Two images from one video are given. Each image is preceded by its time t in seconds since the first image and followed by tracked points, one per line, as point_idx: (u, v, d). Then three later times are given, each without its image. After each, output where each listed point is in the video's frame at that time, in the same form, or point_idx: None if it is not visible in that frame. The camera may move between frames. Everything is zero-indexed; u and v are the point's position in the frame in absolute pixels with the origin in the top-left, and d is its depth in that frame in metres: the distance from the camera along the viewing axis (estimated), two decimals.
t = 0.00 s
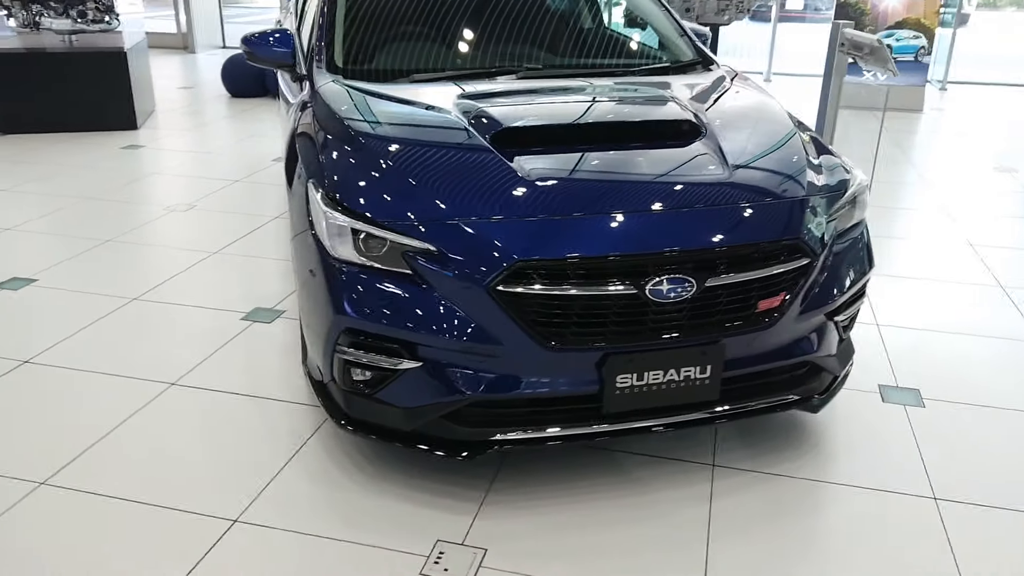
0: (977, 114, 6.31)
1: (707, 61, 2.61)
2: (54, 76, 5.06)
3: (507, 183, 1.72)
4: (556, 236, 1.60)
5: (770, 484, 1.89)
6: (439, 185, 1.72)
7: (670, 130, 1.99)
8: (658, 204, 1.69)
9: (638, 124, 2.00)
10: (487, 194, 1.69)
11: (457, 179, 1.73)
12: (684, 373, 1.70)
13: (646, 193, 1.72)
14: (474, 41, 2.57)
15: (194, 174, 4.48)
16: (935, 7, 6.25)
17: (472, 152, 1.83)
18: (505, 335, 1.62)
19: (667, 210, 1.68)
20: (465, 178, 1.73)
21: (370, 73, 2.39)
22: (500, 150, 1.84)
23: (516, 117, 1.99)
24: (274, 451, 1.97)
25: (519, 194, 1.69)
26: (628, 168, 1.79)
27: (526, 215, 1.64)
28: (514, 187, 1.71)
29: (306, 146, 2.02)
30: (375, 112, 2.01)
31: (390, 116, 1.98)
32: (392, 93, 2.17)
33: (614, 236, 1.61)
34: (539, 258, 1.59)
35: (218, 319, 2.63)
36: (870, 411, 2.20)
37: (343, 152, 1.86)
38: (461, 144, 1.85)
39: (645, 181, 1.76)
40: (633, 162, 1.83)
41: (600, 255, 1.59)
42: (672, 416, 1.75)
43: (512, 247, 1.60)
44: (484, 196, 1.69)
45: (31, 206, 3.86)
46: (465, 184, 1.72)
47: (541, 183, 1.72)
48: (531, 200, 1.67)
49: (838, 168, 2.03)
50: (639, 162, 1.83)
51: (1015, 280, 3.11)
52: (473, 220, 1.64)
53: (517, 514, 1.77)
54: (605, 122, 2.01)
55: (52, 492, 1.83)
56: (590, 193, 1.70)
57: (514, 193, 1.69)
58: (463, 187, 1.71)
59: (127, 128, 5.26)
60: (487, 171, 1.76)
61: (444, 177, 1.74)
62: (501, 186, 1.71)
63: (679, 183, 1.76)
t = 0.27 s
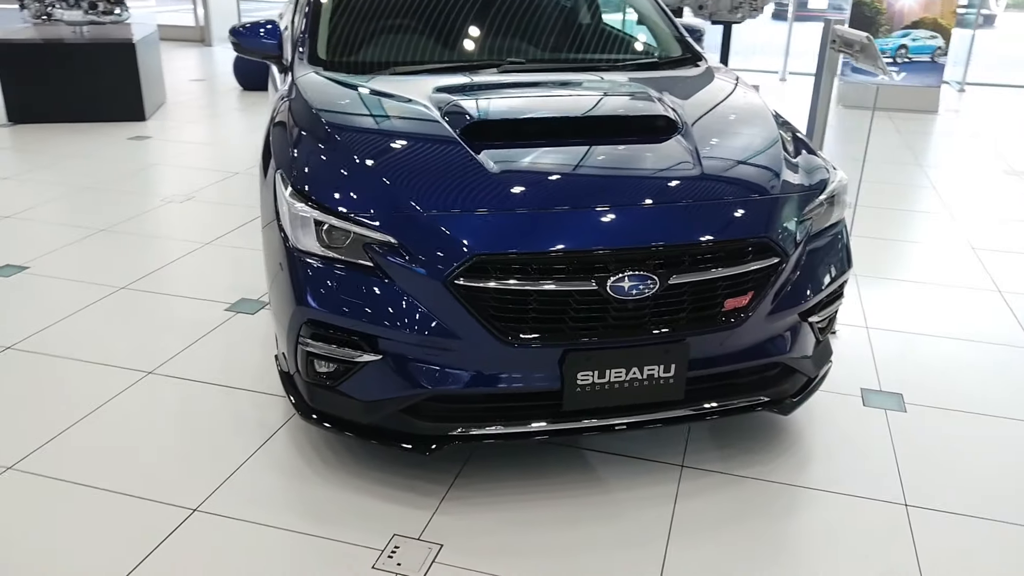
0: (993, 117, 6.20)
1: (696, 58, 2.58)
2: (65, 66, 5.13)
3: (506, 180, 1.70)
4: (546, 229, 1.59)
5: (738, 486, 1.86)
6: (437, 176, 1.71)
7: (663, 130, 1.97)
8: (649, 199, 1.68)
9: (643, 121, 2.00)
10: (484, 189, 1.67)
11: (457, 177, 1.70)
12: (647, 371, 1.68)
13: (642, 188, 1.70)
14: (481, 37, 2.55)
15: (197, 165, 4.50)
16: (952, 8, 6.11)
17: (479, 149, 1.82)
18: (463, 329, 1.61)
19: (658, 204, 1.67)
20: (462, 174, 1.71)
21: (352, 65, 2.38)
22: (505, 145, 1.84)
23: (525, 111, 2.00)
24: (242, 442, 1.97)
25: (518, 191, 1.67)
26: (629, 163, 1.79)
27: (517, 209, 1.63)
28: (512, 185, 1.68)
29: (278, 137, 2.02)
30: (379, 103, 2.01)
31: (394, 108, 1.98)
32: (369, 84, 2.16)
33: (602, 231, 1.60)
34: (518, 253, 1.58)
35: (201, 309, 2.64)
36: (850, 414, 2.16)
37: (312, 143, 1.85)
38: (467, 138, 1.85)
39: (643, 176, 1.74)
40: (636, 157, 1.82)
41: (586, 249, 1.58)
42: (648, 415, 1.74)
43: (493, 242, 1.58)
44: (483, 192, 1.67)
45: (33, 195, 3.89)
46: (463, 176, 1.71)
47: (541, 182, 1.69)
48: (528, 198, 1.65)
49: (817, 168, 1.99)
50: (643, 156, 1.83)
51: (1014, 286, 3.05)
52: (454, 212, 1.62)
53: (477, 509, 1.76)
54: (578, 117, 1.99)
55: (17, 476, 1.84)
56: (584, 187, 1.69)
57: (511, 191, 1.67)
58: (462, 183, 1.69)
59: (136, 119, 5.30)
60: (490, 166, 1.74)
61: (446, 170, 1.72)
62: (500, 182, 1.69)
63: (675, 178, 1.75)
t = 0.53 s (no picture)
0: (1009, 123, 6.13)
1: (684, 58, 2.57)
2: (80, 61, 5.23)
3: (506, 179, 1.70)
4: (538, 226, 1.60)
5: (705, 490, 1.84)
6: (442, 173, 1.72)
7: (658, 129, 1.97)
8: (637, 199, 1.68)
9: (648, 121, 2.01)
10: (485, 186, 1.68)
11: (462, 176, 1.71)
12: (610, 373, 1.67)
13: (637, 187, 1.71)
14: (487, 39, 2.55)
15: (203, 160, 4.55)
16: (970, 12, 6.14)
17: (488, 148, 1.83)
18: (423, 327, 1.61)
19: (644, 204, 1.67)
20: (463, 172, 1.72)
21: (339, 61, 2.40)
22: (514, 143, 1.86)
23: (537, 112, 2.04)
24: (214, 435, 1.98)
25: (515, 191, 1.67)
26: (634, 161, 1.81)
27: (512, 207, 1.64)
28: (512, 185, 1.69)
29: (253, 132, 2.03)
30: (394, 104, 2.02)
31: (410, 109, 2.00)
32: (348, 82, 2.18)
33: (589, 230, 1.60)
34: (497, 251, 1.58)
35: (189, 302, 2.66)
36: (828, 420, 2.13)
37: (285, 140, 1.86)
38: (478, 137, 1.88)
39: (643, 176, 1.75)
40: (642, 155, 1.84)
41: (584, 247, 1.58)
42: (627, 415, 1.75)
43: (479, 239, 1.58)
44: (484, 190, 1.67)
45: (39, 187, 3.95)
46: (464, 173, 1.72)
47: (542, 181, 1.70)
48: (526, 196, 1.66)
49: (795, 170, 1.97)
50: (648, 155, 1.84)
51: (1011, 293, 3.01)
52: (439, 210, 1.63)
53: (439, 507, 1.76)
54: (552, 118, 2.00)
55: None
56: (582, 186, 1.70)
57: (511, 190, 1.68)
58: (462, 181, 1.69)
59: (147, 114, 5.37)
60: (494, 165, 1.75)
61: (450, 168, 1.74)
62: (500, 181, 1.70)
63: (674, 176, 1.77)
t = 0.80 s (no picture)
0: None
1: (678, 58, 2.56)
2: (92, 59, 5.28)
3: (505, 178, 1.69)
4: (531, 224, 1.59)
5: (685, 496, 1.82)
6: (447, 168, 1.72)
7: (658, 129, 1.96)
8: (636, 199, 1.67)
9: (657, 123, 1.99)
10: (482, 184, 1.67)
11: (460, 171, 1.71)
12: (586, 375, 1.65)
13: (640, 185, 1.71)
14: (494, 39, 2.53)
15: (210, 157, 4.57)
16: (987, 15, 6.11)
17: (496, 145, 1.83)
18: (396, 325, 1.60)
19: (641, 204, 1.66)
20: (464, 168, 1.72)
21: (331, 58, 2.39)
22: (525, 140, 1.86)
23: (549, 109, 2.02)
24: (194, 432, 1.98)
25: (514, 191, 1.66)
26: (639, 161, 1.80)
27: (508, 205, 1.63)
28: (509, 184, 1.68)
29: (238, 129, 2.02)
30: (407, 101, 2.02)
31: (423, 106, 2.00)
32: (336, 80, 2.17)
33: (583, 230, 1.59)
34: (487, 250, 1.56)
35: (181, 298, 2.67)
36: (816, 426, 2.10)
37: (267, 137, 1.86)
38: (486, 134, 1.87)
39: (643, 172, 1.76)
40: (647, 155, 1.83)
41: (573, 247, 1.57)
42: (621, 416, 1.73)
43: (469, 238, 1.57)
44: (480, 189, 1.66)
45: (45, 179, 3.98)
46: (465, 169, 1.71)
47: (542, 181, 1.69)
48: (526, 195, 1.65)
49: (785, 172, 1.93)
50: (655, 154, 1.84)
51: (1015, 299, 2.96)
52: (426, 209, 1.61)
53: (413, 507, 1.74)
54: (535, 115, 1.98)
55: None
56: (581, 185, 1.69)
57: (508, 189, 1.67)
58: (462, 178, 1.69)
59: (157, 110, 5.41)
60: (500, 164, 1.74)
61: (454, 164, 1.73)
62: (497, 179, 1.69)
63: (676, 176, 1.76)
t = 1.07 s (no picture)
0: None
1: (676, 59, 2.52)
2: (103, 58, 5.31)
3: (504, 179, 1.66)
4: (527, 225, 1.56)
5: (672, 507, 1.77)
6: (453, 168, 1.69)
7: (670, 130, 1.92)
8: (637, 201, 1.64)
9: (671, 124, 1.96)
10: (482, 186, 1.64)
11: (462, 172, 1.68)
12: (568, 383, 1.61)
13: (646, 185, 1.69)
14: (502, 40, 2.48)
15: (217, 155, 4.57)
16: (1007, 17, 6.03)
17: (505, 145, 1.79)
18: (373, 330, 1.57)
19: (642, 207, 1.63)
20: (465, 168, 1.69)
21: (322, 56, 2.37)
22: (533, 140, 1.82)
23: (559, 109, 1.98)
24: (176, 433, 1.96)
25: (515, 193, 1.63)
26: (648, 162, 1.76)
27: (506, 206, 1.59)
28: (509, 185, 1.64)
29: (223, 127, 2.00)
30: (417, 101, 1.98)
31: (433, 106, 1.96)
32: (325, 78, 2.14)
33: (579, 233, 1.55)
34: (479, 254, 1.53)
35: (175, 298, 2.65)
36: (812, 436, 2.04)
37: (248, 138, 1.83)
38: (493, 134, 1.83)
39: (648, 170, 1.74)
40: (658, 157, 1.79)
41: (570, 250, 1.53)
42: (618, 422, 1.70)
43: (460, 241, 1.53)
44: (479, 190, 1.62)
45: (50, 176, 3.98)
46: (465, 170, 1.68)
47: (544, 183, 1.66)
48: (528, 197, 1.62)
49: (780, 177, 1.87)
50: (664, 156, 1.80)
51: None
52: (418, 210, 1.57)
53: (391, 515, 1.71)
54: (524, 115, 1.94)
55: None
56: (585, 187, 1.65)
57: (508, 191, 1.63)
58: (462, 179, 1.65)
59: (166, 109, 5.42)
60: (507, 165, 1.70)
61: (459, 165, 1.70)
62: (498, 180, 1.65)
63: (681, 176, 1.73)
